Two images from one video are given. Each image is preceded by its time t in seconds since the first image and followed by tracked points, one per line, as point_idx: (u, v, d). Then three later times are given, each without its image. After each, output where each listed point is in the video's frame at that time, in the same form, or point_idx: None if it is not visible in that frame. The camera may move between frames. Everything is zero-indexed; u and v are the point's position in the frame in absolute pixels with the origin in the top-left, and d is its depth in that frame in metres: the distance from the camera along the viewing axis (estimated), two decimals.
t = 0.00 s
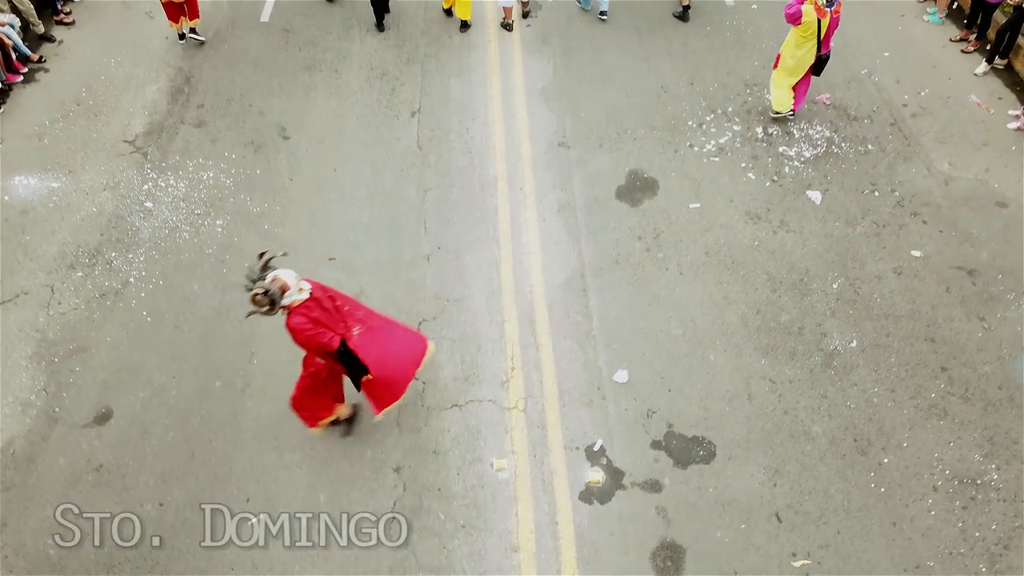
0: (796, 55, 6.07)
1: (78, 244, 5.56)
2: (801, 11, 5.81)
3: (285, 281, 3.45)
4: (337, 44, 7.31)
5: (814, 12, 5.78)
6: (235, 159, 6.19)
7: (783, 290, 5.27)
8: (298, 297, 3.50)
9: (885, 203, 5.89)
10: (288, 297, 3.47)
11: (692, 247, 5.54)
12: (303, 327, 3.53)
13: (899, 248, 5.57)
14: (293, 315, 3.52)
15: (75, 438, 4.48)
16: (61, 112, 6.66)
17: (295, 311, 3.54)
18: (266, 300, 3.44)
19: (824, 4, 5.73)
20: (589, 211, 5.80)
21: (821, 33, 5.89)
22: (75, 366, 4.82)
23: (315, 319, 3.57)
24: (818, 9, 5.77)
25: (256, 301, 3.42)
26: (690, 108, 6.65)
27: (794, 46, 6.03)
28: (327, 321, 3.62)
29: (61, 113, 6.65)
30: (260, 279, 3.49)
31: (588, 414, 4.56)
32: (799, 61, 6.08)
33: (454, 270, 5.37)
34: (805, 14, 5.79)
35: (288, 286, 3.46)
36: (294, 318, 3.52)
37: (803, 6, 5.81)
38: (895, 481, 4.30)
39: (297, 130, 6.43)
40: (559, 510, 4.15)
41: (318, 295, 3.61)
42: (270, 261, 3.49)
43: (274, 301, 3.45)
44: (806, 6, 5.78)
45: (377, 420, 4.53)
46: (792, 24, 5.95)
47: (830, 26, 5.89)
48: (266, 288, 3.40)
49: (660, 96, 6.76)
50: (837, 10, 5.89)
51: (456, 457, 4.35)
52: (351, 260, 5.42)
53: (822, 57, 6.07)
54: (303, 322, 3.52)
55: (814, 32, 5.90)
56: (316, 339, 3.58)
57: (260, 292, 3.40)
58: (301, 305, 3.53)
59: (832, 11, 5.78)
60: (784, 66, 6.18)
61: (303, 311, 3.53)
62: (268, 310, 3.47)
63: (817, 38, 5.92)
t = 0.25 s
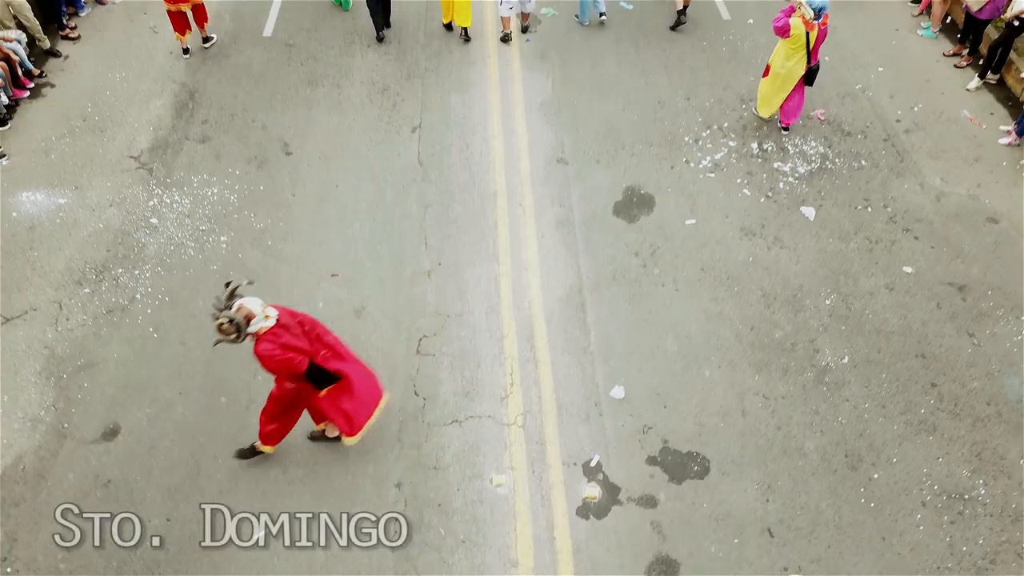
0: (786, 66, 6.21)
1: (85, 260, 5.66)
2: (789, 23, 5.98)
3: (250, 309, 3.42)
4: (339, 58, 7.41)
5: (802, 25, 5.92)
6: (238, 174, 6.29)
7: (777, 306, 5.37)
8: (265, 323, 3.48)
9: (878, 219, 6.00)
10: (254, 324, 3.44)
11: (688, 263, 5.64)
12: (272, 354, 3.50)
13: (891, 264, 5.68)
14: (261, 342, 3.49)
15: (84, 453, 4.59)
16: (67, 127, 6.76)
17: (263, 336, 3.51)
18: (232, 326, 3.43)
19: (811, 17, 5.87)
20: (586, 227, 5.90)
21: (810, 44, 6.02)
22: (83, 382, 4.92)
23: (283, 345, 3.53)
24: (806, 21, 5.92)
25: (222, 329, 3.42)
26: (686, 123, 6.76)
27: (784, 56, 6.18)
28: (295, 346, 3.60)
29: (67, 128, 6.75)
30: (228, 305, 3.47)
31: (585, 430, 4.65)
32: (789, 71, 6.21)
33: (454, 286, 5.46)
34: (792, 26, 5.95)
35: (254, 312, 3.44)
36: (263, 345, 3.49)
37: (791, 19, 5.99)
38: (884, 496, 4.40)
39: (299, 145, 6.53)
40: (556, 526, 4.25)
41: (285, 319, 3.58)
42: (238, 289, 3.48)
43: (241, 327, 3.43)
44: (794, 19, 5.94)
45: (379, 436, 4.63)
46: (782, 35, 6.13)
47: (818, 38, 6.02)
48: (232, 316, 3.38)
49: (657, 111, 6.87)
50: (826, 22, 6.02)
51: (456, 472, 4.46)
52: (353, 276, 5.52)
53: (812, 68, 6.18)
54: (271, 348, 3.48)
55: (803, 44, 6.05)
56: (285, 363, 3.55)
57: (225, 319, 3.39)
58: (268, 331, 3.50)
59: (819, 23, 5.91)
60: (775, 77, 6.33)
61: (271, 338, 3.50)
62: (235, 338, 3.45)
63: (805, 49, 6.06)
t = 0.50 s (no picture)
0: (773, 79, 6.44)
1: (94, 279, 5.79)
2: (773, 40, 6.17)
3: (205, 343, 3.49)
4: (341, 76, 7.54)
5: (785, 41, 6.12)
6: (243, 192, 6.41)
7: (769, 324, 5.50)
8: (218, 355, 3.57)
9: (870, 237, 6.13)
10: (205, 356, 3.52)
11: (683, 282, 5.77)
12: (222, 385, 3.59)
13: (882, 282, 5.81)
14: (211, 373, 3.57)
15: (94, 471, 4.71)
16: (74, 145, 6.89)
17: (214, 368, 3.60)
18: (183, 359, 3.48)
19: (794, 33, 6.04)
20: (584, 245, 6.03)
21: (793, 58, 6.23)
22: (92, 400, 5.05)
23: (233, 376, 3.64)
24: (790, 37, 6.10)
25: (172, 361, 3.46)
26: (682, 141, 6.89)
27: (771, 71, 6.40)
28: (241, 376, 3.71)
29: (74, 146, 6.88)
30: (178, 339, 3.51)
31: (583, 447, 4.78)
32: (776, 84, 6.45)
33: (454, 304, 5.59)
34: (777, 43, 6.14)
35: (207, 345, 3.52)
36: (213, 376, 3.58)
37: (775, 35, 6.16)
38: (873, 513, 4.53)
39: (302, 163, 6.65)
40: (554, 542, 4.38)
41: (235, 351, 3.68)
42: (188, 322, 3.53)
43: (193, 360, 3.50)
44: (778, 36, 6.12)
45: (381, 453, 4.75)
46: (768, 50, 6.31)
47: (803, 52, 6.22)
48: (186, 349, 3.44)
49: (654, 130, 7.00)
50: (810, 35, 6.19)
51: (456, 490, 4.58)
52: (356, 295, 5.65)
53: (797, 79, 6.44)
54: (223, 379, 3.59)
55: (787, 58, 6.26)
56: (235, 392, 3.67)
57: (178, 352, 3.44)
58: (219, 364, 3.59)
59: (803, 38, 6.09)
60: (763, 89, 6.56)
61: (221, 369, 3.59)
62: (185, 369, 3.51)
63: (790, 63, 6.28)
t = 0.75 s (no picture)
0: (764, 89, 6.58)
1: (101, 294, 5.90)
2: (764, 50, 6.31)
3: (161, 374, 3.60)
4: (343, 90, 7.65)
5: (775, 51, 6.26)
6: (247, 208, 6.52)
7: (764, 339, 5.61)
8: (174, 387, 3.67)
9: (863, 252, 6.24)
10: (161, 387, 3.63)
11: (679, 297, 5.88)
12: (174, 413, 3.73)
13: (875, 297, 5.92)
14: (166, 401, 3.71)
15: (104, 485, 4.82)
16: (81, 160, 7.00)
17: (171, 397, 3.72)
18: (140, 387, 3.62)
19: (783, 44, 6.17)
20: (582, 260, 6.14)
21: (783, 69, 6.35)
22: (101, 415, 5.16)
23: (186, 406, 3.76)
24: (779, 48, 6.24)
25: (128, 390, 3.60)
26: (679, 156, 7.01)
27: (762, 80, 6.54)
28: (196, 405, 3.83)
29: (81, 161, 6.99)
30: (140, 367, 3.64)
31: (580, 462, 4.89)
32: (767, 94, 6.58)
33: (455, 319, 5.70)
34: (766, 52, 6.28)
35: (163, 377, 3.63)
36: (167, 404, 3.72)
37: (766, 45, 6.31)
38: (864, 526, 4.64)
39: (305, 179, 6.76)
40: (552, 556, 4.49)
41: (193, 381, 3.79)
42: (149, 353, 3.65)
43: (150, 390, 3.62)
44: (767, 46, 6.27)
45: (384, 468, 4.87)
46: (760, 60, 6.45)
47: (793, 63, 6.34)
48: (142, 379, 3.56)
49: (651, 145, 7.11)
50: (801, 48, 6.31)
51: (457, 504, 4.70)
52: (358, 310, 5.75)
53: (788, 90, 6.54)
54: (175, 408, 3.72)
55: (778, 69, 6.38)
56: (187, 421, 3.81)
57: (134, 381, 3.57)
58: (174, 394, 3.71)
59: (792, 50, 6.22)
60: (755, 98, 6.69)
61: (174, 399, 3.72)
62: (141, 398, 3.65)
63: (780, 74, 6.40)
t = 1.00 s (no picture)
0: (754, 100, 6.81)
1: (110, 312, 6.04)
2: (755, 63, 6.57)
3: (90, 396, 3.78)
4: (345, 108, 7.80)
5: (766, 65, 6.51)
6: (252, 226, 6.66)
7: (757, 357, 5.75)
8: (104, 406, 3.88)
9: (854, 269, 6.37)
10: (91, 406, 3.83)
11: (674, 314, 6.02)
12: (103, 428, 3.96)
13: (866, 314, 6.05)
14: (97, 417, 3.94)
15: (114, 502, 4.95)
16: (88, 177, 7.14)
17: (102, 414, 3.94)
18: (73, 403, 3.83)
19: (773, 58, 6.43)
20: (580, 277, 6.28)
21: (772, 83, 6.59)
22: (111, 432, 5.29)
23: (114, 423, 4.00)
24: (770, 62, 6.49)
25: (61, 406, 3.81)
26: (675, 174, 7.15)
27: (752, 92, 6.79)
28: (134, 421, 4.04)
29: (88, 179, 7.13)
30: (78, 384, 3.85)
31: (577, 479, 5.03)
32: (756, 105, 6.82)
33: (455, 337, 5.83)
34: (757, 65, 6.54)
35: (94, 398, 3.82)
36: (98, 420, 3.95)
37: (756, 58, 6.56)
38: (852, 542, 4.78)
39: (309, 197, 6.90)
40: (550, 571, 4.62)
41: (125, 402, 3.99)
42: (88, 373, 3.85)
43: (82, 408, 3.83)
44: (758, 60, 6.54)
45: (386, 485, 5.00)
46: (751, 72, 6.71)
47: (783, 78, 6.58)
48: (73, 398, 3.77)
49: (648, 163, 7.25)
50: (791, 64, 6.56)
51: (458, 520, 4.83)
52: (361, 327, 5.89)
53: (778, 104, 6.76)
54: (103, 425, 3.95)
55: (768, 83, 6.64)
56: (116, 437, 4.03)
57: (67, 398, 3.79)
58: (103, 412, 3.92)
59: (781, 64, 6.46)
60: (744, 108, 6.92)
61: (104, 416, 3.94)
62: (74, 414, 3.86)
63: (770, 88, 6.65)
